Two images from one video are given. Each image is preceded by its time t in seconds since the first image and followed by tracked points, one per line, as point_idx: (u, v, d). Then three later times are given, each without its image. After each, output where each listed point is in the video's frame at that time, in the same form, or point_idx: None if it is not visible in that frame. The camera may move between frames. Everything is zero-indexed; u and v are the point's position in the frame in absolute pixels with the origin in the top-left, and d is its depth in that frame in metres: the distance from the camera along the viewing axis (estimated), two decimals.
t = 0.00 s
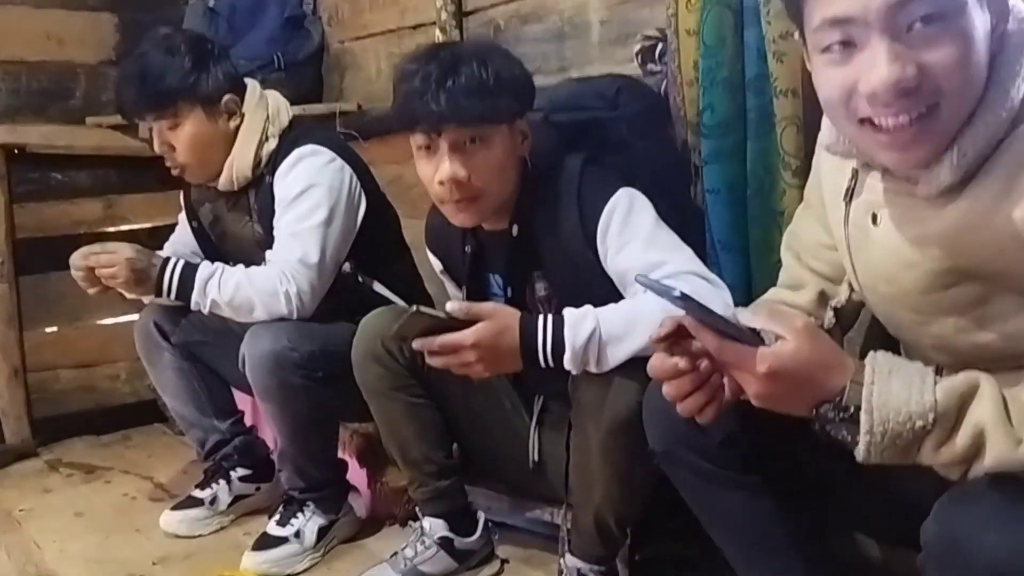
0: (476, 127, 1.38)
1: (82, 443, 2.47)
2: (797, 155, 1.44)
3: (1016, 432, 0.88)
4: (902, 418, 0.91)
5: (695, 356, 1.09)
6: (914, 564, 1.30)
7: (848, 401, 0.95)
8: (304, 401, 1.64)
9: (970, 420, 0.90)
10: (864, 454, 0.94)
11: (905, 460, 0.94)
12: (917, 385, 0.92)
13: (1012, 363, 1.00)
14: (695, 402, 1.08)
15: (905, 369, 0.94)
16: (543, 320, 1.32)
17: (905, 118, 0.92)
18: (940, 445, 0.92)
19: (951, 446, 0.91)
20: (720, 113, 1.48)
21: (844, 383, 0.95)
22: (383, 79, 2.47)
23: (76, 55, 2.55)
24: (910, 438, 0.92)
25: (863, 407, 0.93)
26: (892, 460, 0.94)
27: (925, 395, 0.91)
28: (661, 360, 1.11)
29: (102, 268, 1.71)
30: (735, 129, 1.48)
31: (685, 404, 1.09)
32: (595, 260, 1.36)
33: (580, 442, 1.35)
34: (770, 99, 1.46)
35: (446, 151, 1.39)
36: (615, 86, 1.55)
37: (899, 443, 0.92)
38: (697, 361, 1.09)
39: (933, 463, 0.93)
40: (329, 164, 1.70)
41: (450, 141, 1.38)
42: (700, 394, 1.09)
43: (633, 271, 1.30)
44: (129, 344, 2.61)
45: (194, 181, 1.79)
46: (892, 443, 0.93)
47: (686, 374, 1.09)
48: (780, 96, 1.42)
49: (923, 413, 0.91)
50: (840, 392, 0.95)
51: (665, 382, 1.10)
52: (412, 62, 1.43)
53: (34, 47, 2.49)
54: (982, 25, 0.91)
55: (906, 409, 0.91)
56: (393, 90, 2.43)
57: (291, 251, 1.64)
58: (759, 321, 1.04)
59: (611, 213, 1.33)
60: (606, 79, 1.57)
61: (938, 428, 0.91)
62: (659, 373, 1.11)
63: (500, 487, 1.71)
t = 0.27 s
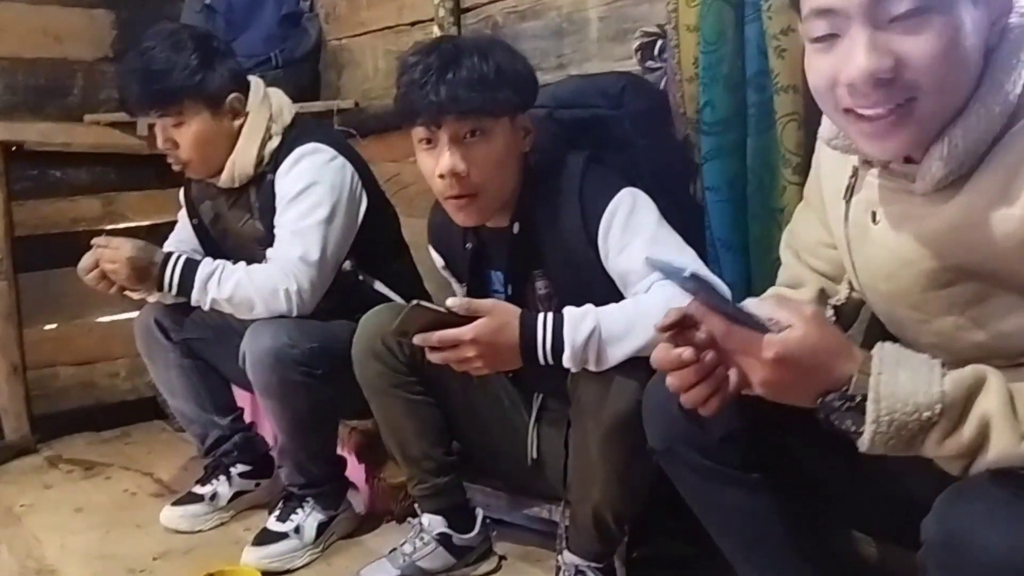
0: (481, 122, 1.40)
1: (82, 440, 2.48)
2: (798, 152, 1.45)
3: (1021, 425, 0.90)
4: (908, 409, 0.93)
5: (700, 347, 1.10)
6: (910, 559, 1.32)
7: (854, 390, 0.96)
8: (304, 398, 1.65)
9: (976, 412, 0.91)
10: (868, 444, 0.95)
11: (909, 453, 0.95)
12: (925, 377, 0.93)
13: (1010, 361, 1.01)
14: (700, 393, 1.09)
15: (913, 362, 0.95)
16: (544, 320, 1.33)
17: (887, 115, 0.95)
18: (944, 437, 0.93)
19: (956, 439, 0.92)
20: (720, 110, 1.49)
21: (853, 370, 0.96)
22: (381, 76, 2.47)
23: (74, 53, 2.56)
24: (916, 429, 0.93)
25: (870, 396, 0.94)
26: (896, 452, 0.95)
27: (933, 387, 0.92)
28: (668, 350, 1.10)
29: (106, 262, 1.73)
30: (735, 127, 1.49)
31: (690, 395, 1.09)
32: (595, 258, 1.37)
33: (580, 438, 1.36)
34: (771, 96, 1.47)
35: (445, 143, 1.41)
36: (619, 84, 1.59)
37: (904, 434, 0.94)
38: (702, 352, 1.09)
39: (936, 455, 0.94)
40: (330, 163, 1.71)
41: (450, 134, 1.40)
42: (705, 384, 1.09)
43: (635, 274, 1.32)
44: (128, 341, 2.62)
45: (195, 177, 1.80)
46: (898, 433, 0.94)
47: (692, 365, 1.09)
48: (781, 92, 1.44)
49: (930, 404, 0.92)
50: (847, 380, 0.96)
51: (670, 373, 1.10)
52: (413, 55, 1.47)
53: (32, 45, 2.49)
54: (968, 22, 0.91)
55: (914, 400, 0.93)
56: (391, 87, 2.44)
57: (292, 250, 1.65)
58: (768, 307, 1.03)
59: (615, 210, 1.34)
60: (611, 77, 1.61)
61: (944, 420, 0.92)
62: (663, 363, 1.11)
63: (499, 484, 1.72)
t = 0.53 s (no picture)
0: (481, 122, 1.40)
1: (82, 436, 2.48)
2: (797, 150, 1.44)
3: None
4: (914, 400, 0.93)
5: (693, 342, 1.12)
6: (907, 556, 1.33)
7: (860, 380, 0.96)
8: (303, 395, 1.66)
9: (980, 405, 0.92)
10: (871, 435, 0.95)
11: (910, 445, 0.96)
12: (930, 368, 0.93)
13: (1010, 360, 1.01)
14: (694, 386, 1.10)
15: (918, 353, 0.95)
16: (547, 312, 1.34)
17: (809, 126, 1.01)
18: (948, 430, 0.93)
19: (959, 431, 0.93)
20: (718, 108, 1.50)
21: (858, 361, 0.97)
22: (380, 73, 2.48)
23: (73, 49, 2.56)
24: (920, 421, 0.93)
25: (875, 387, 0.94)
26: (898, 444, 0.96)
27: (938, 378, 0.93)
28: (660, 342, 1.13)
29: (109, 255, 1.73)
30: (733, 124, 1.50)
31: (684, 388, 1.10)
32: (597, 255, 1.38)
33: (580, 436, 1.37)
34: (769, 94, 1.46)
35: (418, 143, 1.42)
36: (627, 81, 1.58)
37: (908, 426, 0.94)
38: (696, 347, 1.11)
39: (936, 449, 0.95)
40: (331, 160, 1.72)
41: (423, 135, 1.41)
42: (700, 377, 1.10)
43: (638, 270, 1.33)
44: (128, 338, 2.62)
45: (197, 176, 1.80)
46: (901, 425, 0.94)
47: (685, 359, 1.11)
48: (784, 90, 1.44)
49: (935, 396, 0.92)
50: (853, 370, 0.97)
51: (664, 366, 1.12)
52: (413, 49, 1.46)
53: (31, 41, 2.50)
54: (903, 55, 0.94)
55: (919, 391, 0.93)
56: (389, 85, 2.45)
57: (291, 247, 1.66)
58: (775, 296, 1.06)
59: (620, 207, 1.35)
60: (617, 74, 1.61)
61: (948, 412, 0.93)
62: (658, 356, 1.13)
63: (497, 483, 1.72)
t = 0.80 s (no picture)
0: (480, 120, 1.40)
1: (82, 434, 2.48)
2: (797, 147, 1.44)
3: None
4: (913, 398, 0.93)
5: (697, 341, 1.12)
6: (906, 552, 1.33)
7: (860, 377, 0.96)
8: (303, 392, 1.66)
9: (980, 402, 0.92)
10: (872, 433, 0.96)
11: (911, 442, 0.96)
12: (929, 366, 0.94)
13: (1009, 357, 1.01)
14: (699, 386, 1.10)
15: (917, 350, 0.95)
16: (547, 308, 1.34)
17: (811, 125, 1.02)
18: (947, 427, 0.93)
19: (959, 429, 0.93)
20: (718, 104, 1.50)
21: (857, 359, 0.97)
22: (379, 70, 2.48)
23: (73, 47, 2.56)
24: (919, 419, 0.94)
25: (875, 384, 0.94)
26: (898, 441, 0.96)
27: (938, 375, 0.93)
28: (665, 342, 1.13)
29: (110, 251, 1.73)
30: (733, 121, 1.50)
31: (689, 388, 1.11)
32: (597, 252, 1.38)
33: (579, 432, 1.37)
34: (768, 91, 1.46)
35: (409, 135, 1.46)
36: (634, 78, 1.57)
37: (907, 423, 0.94)
38: (700, 346, 1.11)
39: (937, 446, 0.95)
40: (331, 158, 1.72)
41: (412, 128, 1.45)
42: (705, 377, 1.10)
43: (640, 267, 1.33)
44: (128, 336, 2.62)
45: (198, 175, 1.81)
46: (901, 422, 0.94)
47: (690, 358, 1.10)
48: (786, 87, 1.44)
49: (934, 394, 0.92)
50: (852, 369, 0.97)
51: (669, 366, 1.12)
52: (413, 46, 1.46)
53: (31, 39, 2.50)
54: (907, 54, 0.94)
55: (918, 388, 0.93)
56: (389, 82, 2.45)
57: (291, 244, 1.66)
58: (776, 295, 1.06)
59: (624, 203, 1.35)
60: (627, 70, 1.59)
61: (948, 410, 0.93)
62: (661, 356, 1.13)
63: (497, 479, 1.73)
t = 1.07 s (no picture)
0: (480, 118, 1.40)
1: (81, 431, 2.48)
2: (797, 144, 1.43)
3: None
4: (913, 396, 0.93)
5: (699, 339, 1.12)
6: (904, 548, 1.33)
7: (858, 376, 0.97)
8: (302, 389, 1.67)
9: (980, 400, 0.92)
10: (873, 432, 0.96)
11: (912, 442, 0.96)
12: (929, 364, 0.94)
13: (1007, 355, 1.02)
14: (699, 385, 1.11)
15: (917, 348, 0.96)
16: (545, 304, 1.35)
17: (813, 126, 1.02)
18: (948, 426, 0.93)
19: (960, 428, 0.93)
20: (717, 102, 1.51)
21: (856, 358, 0.98)
22: (378, 68, 2.48)
23: (72, 45, 2.56)
24: (920, 417, 0.94)
25: (874, 383, 0.94)
26: (899, 440, 0.96)
27: (937, 373, 0.93)
28: (665, 341, 1.13)
29: (110, 250, 1.73)
30: (732, 118, 1.51)
31: (690, 386, 1.11)
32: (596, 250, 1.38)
33: (579, 429, 1.37)
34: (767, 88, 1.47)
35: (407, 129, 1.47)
36: (633, 76, 1.56)
37: (907, 422, 0.94)
38: (702, 344, 1.11)
39: (938, 445, 0.94)
40: (330, 155, 1.73)
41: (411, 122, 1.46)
42: (705, 376, 1.11)
43: (638, 263, 1.34)
44: (127, 333, 2.63)
45: (199, 175, 1.81)
46: (901, 421, 0.94)
47: (691, 357, 1.11)
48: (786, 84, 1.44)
49: (934, 392, 0.92)
50: (851, 367, 0.98)
51: (670, 364, 1.12)
52: (413, 44, 1.47)
53: (30, 38, 2.50)
54: (910, 55, 0.94)
55: (917, 386, 0.93)
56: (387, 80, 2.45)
57: (289, 242, 1.66)
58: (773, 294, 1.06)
59: (623, 199, 1.35)
60: (628, 69, 1.58)
61: (948, 408, 0.93)
62: (662, 354, 1.13)
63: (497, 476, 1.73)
